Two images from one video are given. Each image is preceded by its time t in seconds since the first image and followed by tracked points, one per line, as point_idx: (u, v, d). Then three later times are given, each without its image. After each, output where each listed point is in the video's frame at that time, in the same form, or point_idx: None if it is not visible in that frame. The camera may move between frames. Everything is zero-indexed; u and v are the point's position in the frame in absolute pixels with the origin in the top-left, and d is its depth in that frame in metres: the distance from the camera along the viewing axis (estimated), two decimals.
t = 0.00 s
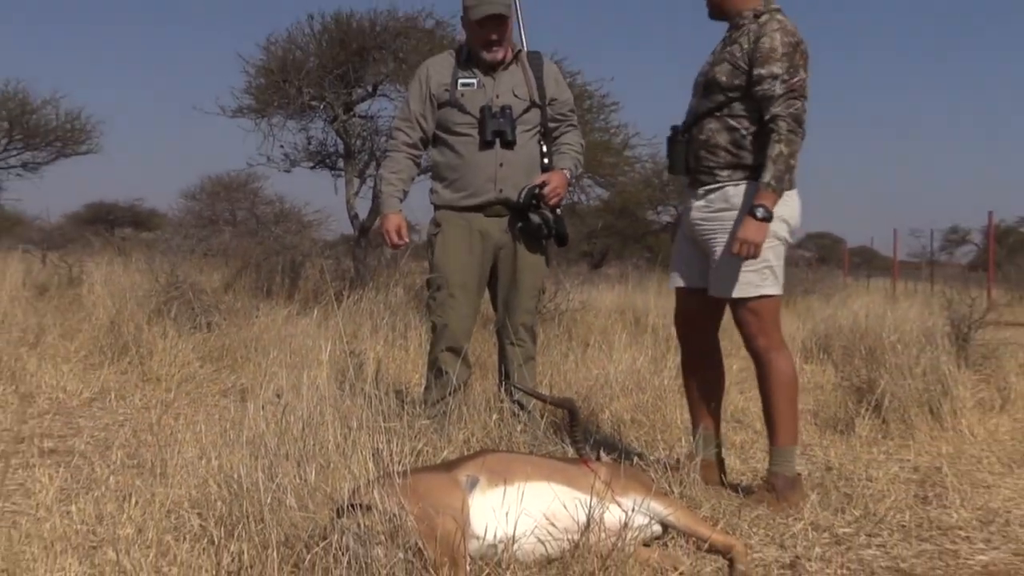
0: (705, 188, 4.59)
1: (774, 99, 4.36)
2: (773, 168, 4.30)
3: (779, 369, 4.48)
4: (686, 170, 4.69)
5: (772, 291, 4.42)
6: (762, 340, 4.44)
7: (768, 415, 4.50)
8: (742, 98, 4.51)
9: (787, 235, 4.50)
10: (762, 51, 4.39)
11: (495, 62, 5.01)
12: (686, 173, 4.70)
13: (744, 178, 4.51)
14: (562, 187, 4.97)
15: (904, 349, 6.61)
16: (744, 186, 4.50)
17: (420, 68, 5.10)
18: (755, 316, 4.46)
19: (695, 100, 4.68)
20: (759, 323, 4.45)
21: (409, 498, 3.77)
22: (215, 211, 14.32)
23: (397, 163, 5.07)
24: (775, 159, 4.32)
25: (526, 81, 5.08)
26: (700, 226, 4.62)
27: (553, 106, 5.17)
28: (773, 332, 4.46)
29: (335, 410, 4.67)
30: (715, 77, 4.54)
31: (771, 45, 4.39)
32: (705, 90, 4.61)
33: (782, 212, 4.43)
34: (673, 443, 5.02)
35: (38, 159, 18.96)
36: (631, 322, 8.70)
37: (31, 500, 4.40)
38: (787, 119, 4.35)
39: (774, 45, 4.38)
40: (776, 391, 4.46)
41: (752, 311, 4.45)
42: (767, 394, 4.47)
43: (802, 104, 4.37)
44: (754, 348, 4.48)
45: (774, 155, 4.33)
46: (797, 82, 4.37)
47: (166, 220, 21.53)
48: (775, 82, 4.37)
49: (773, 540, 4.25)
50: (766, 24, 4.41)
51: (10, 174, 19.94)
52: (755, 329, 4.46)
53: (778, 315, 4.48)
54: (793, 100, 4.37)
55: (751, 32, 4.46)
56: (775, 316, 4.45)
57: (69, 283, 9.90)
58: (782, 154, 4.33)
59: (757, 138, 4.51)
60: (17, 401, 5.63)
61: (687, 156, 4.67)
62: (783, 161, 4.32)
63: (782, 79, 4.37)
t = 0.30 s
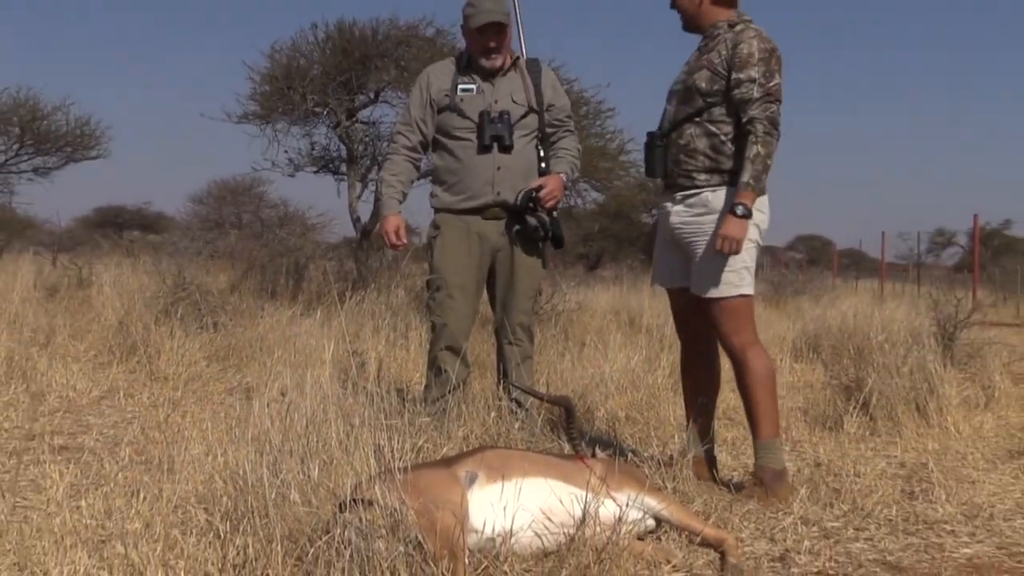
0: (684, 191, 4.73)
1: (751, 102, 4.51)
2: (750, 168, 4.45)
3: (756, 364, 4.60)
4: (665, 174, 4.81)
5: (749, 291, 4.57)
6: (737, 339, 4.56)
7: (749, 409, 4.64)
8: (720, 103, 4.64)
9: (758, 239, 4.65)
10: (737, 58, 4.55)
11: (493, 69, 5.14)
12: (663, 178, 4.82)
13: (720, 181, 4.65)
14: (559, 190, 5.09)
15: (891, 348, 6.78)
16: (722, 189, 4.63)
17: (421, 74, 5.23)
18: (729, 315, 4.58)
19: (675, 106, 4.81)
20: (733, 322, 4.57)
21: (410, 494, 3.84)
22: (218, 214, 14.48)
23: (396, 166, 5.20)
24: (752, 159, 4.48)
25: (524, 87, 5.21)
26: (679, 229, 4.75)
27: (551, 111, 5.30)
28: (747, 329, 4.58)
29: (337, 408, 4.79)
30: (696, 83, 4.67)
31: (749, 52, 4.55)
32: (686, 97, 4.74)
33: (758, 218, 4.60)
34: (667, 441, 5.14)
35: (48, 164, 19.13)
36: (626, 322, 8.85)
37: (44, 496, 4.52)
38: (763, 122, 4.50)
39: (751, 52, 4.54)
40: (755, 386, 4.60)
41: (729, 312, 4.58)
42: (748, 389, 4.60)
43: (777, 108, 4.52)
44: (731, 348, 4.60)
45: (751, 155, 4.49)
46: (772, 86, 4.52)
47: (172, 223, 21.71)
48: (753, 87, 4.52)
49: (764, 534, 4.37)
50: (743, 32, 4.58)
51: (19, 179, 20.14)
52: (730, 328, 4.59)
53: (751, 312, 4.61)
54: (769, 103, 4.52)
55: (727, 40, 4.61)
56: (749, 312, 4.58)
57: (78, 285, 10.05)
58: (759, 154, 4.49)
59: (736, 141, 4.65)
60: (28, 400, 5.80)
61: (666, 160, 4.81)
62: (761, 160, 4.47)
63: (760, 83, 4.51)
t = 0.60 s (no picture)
0: (678, 190, 4.78)
1: (747, 104, 4.58)
2: (749, 169, 4.52)
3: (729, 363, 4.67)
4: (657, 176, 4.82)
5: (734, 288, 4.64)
6: (715, 338, 4.62)
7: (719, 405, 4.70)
8: (714, 105, 4.70)
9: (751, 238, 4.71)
10: (730, 63, 4.61)
11: (490, 70, 5.19)
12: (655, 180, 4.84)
13: (714, 181, 4.70)
14: (555, 190, 5.11)
15: (887, 347, 6.82)
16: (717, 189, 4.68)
17: (419, 74, 5.29)
18: (709, 312, 4.64)
19: (666, 110, 4.84)
20: (712, 319, 4.64)
21: (410, 492, 3.87)
22: (218, 215, 14.53)
23: (394, 165, 5.25)
24: (749, 160, 4.55)
25: (521, 87, 5.25)
26: (672, 228, 4.80)
27: (548, 111, 5.34)
28: (723, 327, 4.65)
29: (337, 406, 4.83)
30: (691, 85, 4.70)
31: (741, 56, 4.62)
32: (680, 99, 4.78)
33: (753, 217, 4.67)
34: (665, 440, 5.18)
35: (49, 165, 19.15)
36: (624, 322, 8.89)
37: (48, 495, 4.56)
38: (759, 123, 4.57)
39: (745, 55, 4.62)
40: (726, 384, 4.67)
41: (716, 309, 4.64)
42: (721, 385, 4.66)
43: (772, 109, 4.61)
44: (709, 343, 4.66)
45: (748, 156, 4.55)
46: (766, 89, 4.61)
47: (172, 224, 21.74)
48: (749, 89, 4.59)
49: (761, 532, 4.41)
50: (733, 37, 4.66)
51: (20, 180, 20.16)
52: (709, 325, 4.64)
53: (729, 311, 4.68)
54: (765, 105, 4.59)
55: (718, 44, 4.68)
56: (725, 311, 4.65)
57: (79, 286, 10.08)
58: (756, 155, 4.56)
59: (730, 142, 4.70)
60: (30, 398, 5.85)
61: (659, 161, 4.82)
62: (758, 161, 4.55)
63: (755, 86, 4.59)
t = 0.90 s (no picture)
0: (674, 188, 4.78)
1: (746, 104, 4.59)
2: (753, 169, 4.53)
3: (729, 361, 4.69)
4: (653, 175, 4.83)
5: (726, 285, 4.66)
6: (715, 334, 4.64)
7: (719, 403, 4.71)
8: (712, 105, 4.71)
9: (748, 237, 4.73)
10: (730, 63, 4.62)
11: (485, 71, 5.20)
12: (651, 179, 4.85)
13: (711, 181, 4.71)
14: (551, 192, 5.13)
15: (886, 346, 6.83)
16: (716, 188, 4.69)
17: (414, 75, 5.30)
18: (709, 309, 4.67)
19: (663, 109, 4.85)
20: (712, 315, 4.66)
21: (409, 491, 3.87)
22: (219, 214, 14.53)
23: (390, 166, 5.23)
24: (752, 161, 4.56)
25: (516, 88, 5.26)
26: (670, 227, 4.79)
27: (543, 112, 5.36)
28: (723, 324, 4.67)
29: (337, 405, 4.83)
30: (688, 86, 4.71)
31: (740, 56, 4.64)
32: (677, 99, 4.78)
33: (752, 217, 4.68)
34: (664, 438, 5.18)
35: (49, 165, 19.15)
36: (623, 320, 8.90)
37: (48, 494, 4.56)
38: (760, 124, 4.58)
39: (743, 55, 4.63)
40: (725, 381, 4.69)
41: (713, 307, 4.66)
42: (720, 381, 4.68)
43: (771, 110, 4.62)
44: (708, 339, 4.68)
45: (751, 156, 4.57)
46: (765, 88, 4.62)
47: (175, 222, 21.73)
48: (749, 89, 4.60)
49: (760, 530, 4.42)
50: (731, 37, 4.67)
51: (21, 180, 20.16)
52: (709, 322, 4.67)
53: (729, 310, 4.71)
54: (763, 105, 4.60)
55: (717, 44, 4.68)
56: (725, 309, 4.68)
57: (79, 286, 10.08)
58: (758, 155, 4.57)
59: (728, 142, 4.71)
60: (30, 398, 5.85)
61: (655, 160, 4.82)
62: (760, 161, 4.56)
63: (755, 87, 4.60)
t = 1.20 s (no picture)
0: (675, 186, 4.78)
1: (747, 104, 4.60)
2: (751, 168, 4.54)
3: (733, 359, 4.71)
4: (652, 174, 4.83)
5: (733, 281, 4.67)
6: (721, 330, 4.67)
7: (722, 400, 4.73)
8: (712, 105, 4.71)
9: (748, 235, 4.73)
10: (730, 63, 4.62)
11: (483, 69, 5.20)
12: (651, 177, 4.85)
13: (711, 179, 4.71)
14: (549, 191, 5.13)
15: (886, 345, 6.83)
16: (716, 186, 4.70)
17: (412, 73, 5.30)
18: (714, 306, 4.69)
19: (663, 108, 4.84)
20: (717, 312, 4.68)
21: (409, 490, 3.86)
22: (219, 215, 14.52)
23: (387, 165, 5.25)
24: (751, 160, 4.57)
25: (514, 86, 5.26)
26: (669, 224, 4.80)
27: (541, 110, 5.36)
28: (728, 322, 4.70)
29: (337, 404, 4.83)
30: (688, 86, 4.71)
31: (740, 56, 4.64)
32: (677, 98, 4.77)
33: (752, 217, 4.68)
34: (664, 437, 5.19)
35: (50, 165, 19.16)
36: (623, 319, 8.91)
37: (49, 493, 4.56)
38: (760, 124, 4.59)
39: (743, 55, 4.63)
40: (729, 378, 4.71)
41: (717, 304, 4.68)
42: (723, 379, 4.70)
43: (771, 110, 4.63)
44: (713, 336, 4.70)
45: (750, 156, 4.57)
46: (765, 88, 4.64)
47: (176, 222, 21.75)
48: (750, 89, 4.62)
49: (760, 529, 4.42)
50: (731, 37, 4.67)
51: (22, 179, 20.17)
52: (714, 318, 4.69)
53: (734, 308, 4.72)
54: (764, 105, 4.61)
55: (719, 43, 4.68)
56: (730, 307, 4.70)
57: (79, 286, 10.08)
58: (756, 155, 4.58)
59: (727, 141, 4.72)
60: (31, 397, 5.85)
61: (654, 159, 4.82)
62: (759, 161, 4.57)
63: (756, 87, 4.61)
